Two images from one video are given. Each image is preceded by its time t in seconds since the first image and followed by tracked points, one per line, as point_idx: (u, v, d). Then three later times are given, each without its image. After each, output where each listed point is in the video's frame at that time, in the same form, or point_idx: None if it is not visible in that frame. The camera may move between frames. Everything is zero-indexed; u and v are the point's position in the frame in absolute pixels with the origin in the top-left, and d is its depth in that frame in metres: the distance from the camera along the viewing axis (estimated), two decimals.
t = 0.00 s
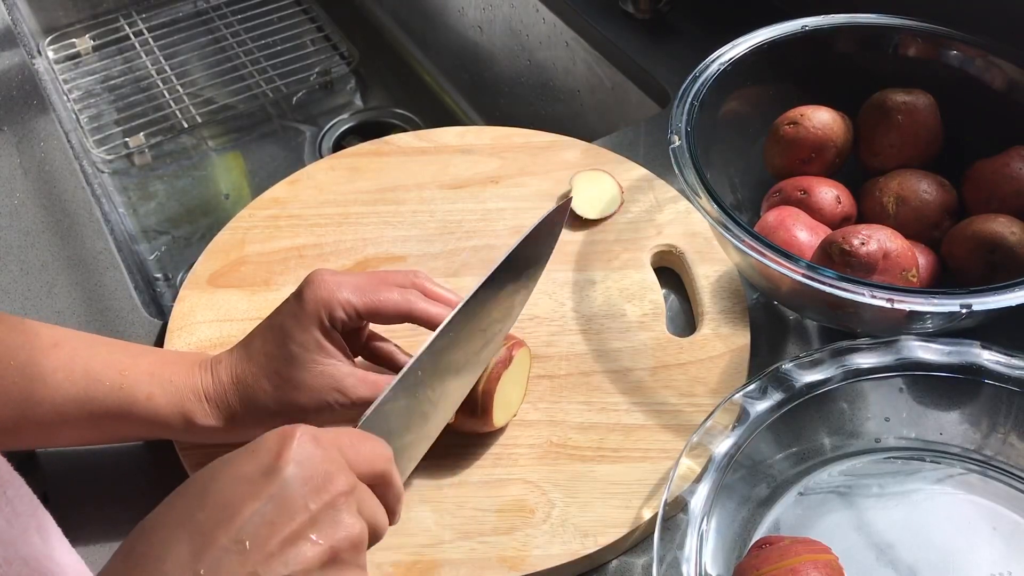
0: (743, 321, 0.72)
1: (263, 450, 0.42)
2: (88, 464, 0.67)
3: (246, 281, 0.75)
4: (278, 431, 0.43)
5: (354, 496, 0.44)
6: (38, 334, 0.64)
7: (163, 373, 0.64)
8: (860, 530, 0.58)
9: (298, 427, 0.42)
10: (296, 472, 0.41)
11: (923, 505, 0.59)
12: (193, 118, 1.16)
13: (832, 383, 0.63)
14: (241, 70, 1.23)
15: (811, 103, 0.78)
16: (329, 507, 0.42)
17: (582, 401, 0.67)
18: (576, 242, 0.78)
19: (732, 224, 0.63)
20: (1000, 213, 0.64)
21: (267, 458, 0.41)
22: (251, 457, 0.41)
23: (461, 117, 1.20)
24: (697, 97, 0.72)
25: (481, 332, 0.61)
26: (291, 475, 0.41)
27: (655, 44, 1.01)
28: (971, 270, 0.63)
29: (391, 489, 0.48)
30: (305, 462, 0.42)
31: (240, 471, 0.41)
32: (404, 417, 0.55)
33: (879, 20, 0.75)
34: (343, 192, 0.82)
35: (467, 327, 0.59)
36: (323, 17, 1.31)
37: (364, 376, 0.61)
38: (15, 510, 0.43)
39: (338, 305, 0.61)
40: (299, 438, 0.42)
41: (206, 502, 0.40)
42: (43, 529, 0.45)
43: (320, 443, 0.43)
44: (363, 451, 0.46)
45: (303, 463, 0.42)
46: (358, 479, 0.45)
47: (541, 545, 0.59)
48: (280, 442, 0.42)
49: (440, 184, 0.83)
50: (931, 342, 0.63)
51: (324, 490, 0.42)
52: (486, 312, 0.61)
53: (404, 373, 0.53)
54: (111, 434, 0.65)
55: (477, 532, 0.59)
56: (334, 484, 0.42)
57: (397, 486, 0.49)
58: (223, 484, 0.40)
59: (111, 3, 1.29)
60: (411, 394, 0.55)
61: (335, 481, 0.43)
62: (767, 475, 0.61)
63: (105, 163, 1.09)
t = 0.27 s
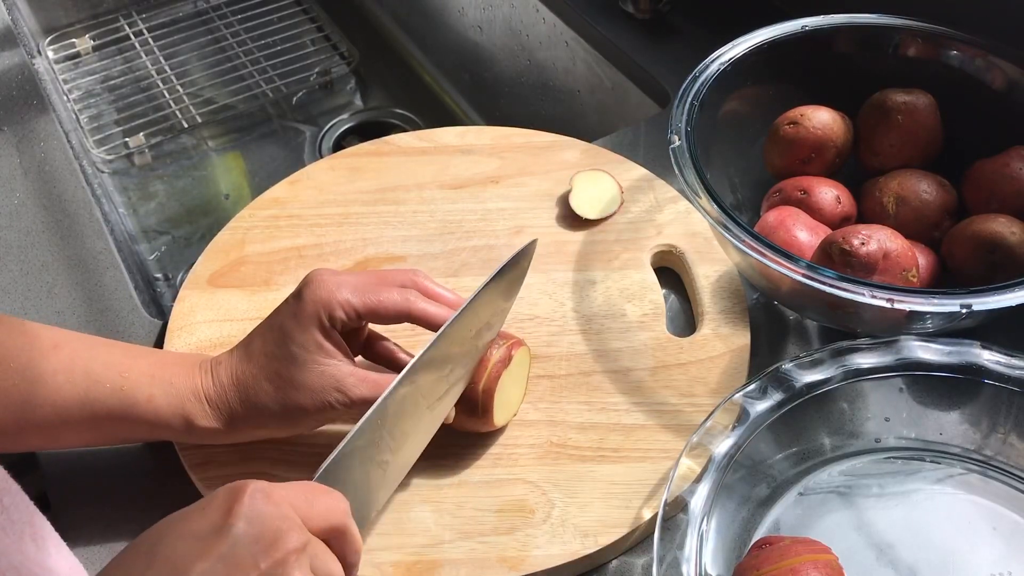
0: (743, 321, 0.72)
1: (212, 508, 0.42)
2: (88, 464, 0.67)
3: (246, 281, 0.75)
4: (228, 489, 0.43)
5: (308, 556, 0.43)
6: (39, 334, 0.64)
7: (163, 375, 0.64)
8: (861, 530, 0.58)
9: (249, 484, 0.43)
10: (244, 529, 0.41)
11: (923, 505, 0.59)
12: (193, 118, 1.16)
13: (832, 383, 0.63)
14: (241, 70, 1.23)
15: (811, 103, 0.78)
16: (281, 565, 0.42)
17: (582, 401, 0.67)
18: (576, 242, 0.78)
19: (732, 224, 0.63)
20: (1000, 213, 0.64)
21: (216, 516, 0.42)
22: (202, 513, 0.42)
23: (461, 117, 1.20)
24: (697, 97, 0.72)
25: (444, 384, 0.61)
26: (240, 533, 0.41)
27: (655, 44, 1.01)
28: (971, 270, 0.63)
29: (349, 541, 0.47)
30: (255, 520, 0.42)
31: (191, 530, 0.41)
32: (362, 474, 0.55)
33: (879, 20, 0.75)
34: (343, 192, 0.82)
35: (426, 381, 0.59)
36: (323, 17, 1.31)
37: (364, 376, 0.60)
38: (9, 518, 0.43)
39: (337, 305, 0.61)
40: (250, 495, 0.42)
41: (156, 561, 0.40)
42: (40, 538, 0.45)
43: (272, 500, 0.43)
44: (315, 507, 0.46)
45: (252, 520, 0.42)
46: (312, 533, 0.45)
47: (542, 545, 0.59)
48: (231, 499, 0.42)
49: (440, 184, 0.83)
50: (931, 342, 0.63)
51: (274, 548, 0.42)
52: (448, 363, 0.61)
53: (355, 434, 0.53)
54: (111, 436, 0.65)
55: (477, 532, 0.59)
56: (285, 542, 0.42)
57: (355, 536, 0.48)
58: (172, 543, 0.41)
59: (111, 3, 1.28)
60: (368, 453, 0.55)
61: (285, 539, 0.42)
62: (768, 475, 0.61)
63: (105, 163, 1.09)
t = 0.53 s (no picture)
0: (743, 321, 0.72)
1: (214, 518, 0.43)
2: (88, 463, 0.67)
3: (246, 281, 0.75)
4: (228, 501, 0.44)
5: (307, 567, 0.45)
6: (40, 335, 0.64)
7: (163, 374, 0.64)
8: (860, 530, 0.58)
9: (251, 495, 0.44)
10: (250, 541, 0.43)
11: (923, 505, 0.59)
12: (193, 118, 1.16)
13: (832, 383, 0.63)
14: (241, 70, 1.23)
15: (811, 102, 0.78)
16: None
17: (582, 401, 0.67)
18: (576, 242, 0.78)
19: (732, 224, 0.63)
20: (1001, 213, 0.64)
21: (219, 528, 0.42)
22: (205, 522, 0.43)
23: (461, 117, 1.20)
24: (697, 96, 0.72)
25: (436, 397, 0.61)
26: (247, 544, 0.42)
27: (655, 44, 1.01)
28: (971, 270, 0.63)
29: (339, 553, 0.49)
30: (260, 531, 0.43)
31: (194, 540, 0.42)
32: (353, 483, 0.55)
33: (879, 19, 0.75)
34: (343, 193, 0.82)
35: (421, 395, 0.59)
36: (323, 17, 1.31)
37: (365, 372, 0.60)
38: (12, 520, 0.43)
39: (337, 304, 0.61)
40: (254, 505, 0.44)
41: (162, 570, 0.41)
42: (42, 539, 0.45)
43: (272, 513, 0.44)
44: (314, 519, 0.47)
45: (258, 530, 0.43)
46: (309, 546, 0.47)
47: (542, 544, 0.59)
48: (235, 510, 0.43)
49: (439, 184, 0.83)
50: (931, 342, 0.63)
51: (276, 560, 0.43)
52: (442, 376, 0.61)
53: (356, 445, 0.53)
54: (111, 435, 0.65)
55: (477, 532, 0.59)
56: (288, 554, 0.44)
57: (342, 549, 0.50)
58: (176, 553, 0.41)
59: (111, 2, 1.28)
60: (361, 463, 0.55)
61: (288, 551, 0.44)
62: (768, 475, 0.61)
63: (105, 163, 1.09)
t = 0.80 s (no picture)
0: (743, 321, 0.72)
1: (292, 459, 0.45)
2: (88, 463, 0.67)
3: (246, 281, 0.75)
4: (304, 443, 0.46)
5: (377, 505, 0.47)
6: (38, 334, 0.64)
7: (162, 374, 0.64)
8: (860, 530, 0.58)
9: (325, 438, 0.47)
10: (326, 481, 0.45)
11: (923, 504, 0.59)
12: (193, 118, 1.16)
13: (832, 383, 0.63)
14: (241, 70, 1.23)
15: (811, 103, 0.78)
16: (358, 511, 0.45)
17: (582, 401, 0.67)
18: (576, 242, 0.78)
19: (732, 224, 0.63)
20: (1001, 213, 0.64)
21: (298, 466, 0.45)
22: (284, 462, 0.45)
23: (461, 117, 1.20)
24: (697, 97, 0.72)
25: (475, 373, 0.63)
26: (324, 483, 0.45)
27: (655, 44, 1.01)
28: (971, 270, 0.63)
29: (398, 503, 0.51)
30: (335, 471, 0.46)
31: (275, 477, 0.44)
32: (407, 443, 0.57)
33: (879, 20, 0.75)
34: (343, 192, 0.82)
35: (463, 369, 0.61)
36: (323, 17, 1.31)
37: (363, 376, 0.60)
38: (27, 496, 0.41)
39: (335, 307, 0.61)
40: (327, 447, 0.46)
41: (246, 505, 0.43)
42: (52, 519, 0.42)
43: (344, 455, 0.47)
44: (379, 464, 0.49)
45: (332, 470, 0.45)
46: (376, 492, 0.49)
47: (542, 544, 0.59)
48: (311, 450, 0.46)
49: (440, 184, 0.83)
50: (931, 342, 0.63)
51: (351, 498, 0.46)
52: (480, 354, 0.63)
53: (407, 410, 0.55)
54: (111, 436, 0.65)
55: (477, 532, 0.59)
56: (360, 494, 0.46)
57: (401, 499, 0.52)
58: (259, 488, 0.44)
59: (111, 2, 1.28)
60: (411, 430, 0.57)
61: (360, 491, 0.46)
62: (768, 475, 0.61)
63: (105, 163, 1.09)
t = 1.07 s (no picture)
0: (743, 321, 0.72)
1: (342, 413, 0.48)
2: (87, 463, 0.67)
3: (246, 281, 0.75)
4: (352, 401, 0.49)
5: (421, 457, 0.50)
6: (39, 331, 0.64)
7: (164, 370, 0.64)
8: (860, 530, 0.58)
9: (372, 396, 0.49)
10: (374, 432, 0.48)
11: (923, 505, 0.59)
12: (193, 118, 1.16)
13: (832, 383, 0.63)
14: (241, 70, 1.23)
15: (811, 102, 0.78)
16: (405, 461, 0.48)
17: (582, 402, 0.67)
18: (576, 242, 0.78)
19: (732, 224, 0.63)
20: (1001, 213, 0.64)
21: (348, 420, 0.48)
22: (335, 416, 0.48)
23: (461, 117, 1.20)
24: (697, 97, 0.72)
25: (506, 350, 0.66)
26: (372, 434, 0.48)
27: (655, 44, 1.01)
28: (971, 270, 0.63)
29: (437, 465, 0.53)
30: (382, 424, 0.48)
31: (327, 428, 0.47)
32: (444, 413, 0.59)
33: (879, 20, 0.75)
34: (343, 193, 0.82)
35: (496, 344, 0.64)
36: (323, 17, 1.31)
37: (364, 372, 0.61)
38: (42, 481, 0.38)
39: (337, 303, 0.60)
40: (375, 404, 0.49)
41: (302, 451, 0.46)
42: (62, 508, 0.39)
43: (391, 410, 0.49)
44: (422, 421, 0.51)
45: (380, 424, 0.48)
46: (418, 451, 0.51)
47: (542, 544, 0.59)
48: (360, 406, 0.48)
49: (439, 184, 0.83)
50: (931, 342, 0.63)
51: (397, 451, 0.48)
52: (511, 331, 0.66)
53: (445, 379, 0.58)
54: (112, 432, 0.65)
55: (477, 532, 0.59)
56: (406, 446, 0.48)
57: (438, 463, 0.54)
58: (313, 438, 0.46)
59: (111, 3, 1.28)
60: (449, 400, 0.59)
61: (406, 444, 0.49)
62: (768, 475, 0.61)
63: (105, 163, 1.09)
